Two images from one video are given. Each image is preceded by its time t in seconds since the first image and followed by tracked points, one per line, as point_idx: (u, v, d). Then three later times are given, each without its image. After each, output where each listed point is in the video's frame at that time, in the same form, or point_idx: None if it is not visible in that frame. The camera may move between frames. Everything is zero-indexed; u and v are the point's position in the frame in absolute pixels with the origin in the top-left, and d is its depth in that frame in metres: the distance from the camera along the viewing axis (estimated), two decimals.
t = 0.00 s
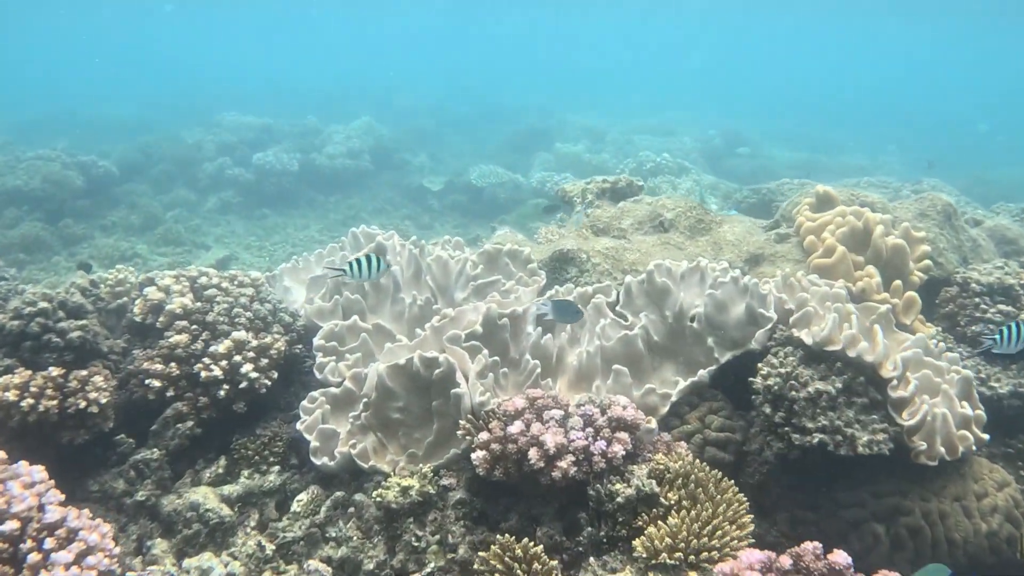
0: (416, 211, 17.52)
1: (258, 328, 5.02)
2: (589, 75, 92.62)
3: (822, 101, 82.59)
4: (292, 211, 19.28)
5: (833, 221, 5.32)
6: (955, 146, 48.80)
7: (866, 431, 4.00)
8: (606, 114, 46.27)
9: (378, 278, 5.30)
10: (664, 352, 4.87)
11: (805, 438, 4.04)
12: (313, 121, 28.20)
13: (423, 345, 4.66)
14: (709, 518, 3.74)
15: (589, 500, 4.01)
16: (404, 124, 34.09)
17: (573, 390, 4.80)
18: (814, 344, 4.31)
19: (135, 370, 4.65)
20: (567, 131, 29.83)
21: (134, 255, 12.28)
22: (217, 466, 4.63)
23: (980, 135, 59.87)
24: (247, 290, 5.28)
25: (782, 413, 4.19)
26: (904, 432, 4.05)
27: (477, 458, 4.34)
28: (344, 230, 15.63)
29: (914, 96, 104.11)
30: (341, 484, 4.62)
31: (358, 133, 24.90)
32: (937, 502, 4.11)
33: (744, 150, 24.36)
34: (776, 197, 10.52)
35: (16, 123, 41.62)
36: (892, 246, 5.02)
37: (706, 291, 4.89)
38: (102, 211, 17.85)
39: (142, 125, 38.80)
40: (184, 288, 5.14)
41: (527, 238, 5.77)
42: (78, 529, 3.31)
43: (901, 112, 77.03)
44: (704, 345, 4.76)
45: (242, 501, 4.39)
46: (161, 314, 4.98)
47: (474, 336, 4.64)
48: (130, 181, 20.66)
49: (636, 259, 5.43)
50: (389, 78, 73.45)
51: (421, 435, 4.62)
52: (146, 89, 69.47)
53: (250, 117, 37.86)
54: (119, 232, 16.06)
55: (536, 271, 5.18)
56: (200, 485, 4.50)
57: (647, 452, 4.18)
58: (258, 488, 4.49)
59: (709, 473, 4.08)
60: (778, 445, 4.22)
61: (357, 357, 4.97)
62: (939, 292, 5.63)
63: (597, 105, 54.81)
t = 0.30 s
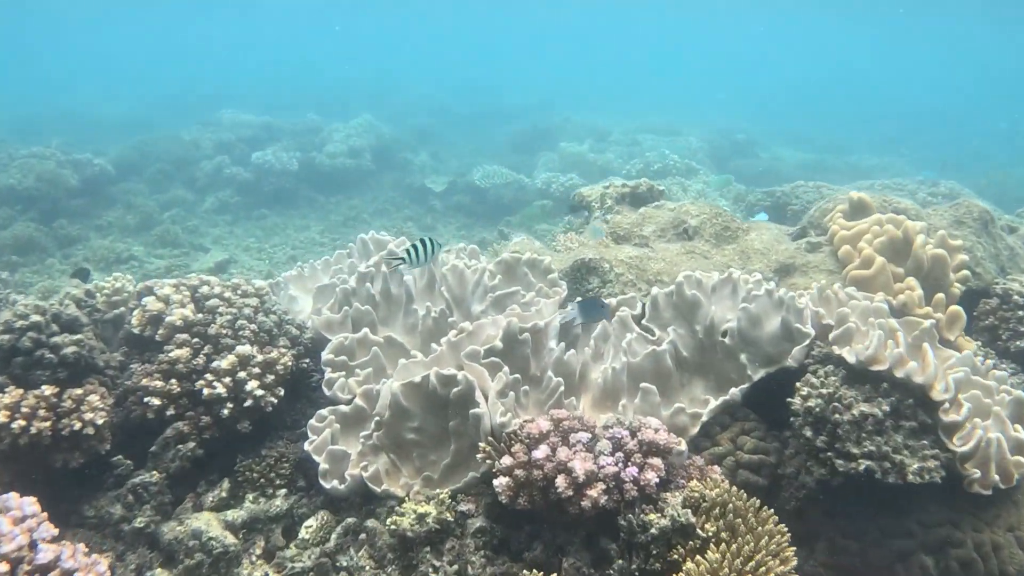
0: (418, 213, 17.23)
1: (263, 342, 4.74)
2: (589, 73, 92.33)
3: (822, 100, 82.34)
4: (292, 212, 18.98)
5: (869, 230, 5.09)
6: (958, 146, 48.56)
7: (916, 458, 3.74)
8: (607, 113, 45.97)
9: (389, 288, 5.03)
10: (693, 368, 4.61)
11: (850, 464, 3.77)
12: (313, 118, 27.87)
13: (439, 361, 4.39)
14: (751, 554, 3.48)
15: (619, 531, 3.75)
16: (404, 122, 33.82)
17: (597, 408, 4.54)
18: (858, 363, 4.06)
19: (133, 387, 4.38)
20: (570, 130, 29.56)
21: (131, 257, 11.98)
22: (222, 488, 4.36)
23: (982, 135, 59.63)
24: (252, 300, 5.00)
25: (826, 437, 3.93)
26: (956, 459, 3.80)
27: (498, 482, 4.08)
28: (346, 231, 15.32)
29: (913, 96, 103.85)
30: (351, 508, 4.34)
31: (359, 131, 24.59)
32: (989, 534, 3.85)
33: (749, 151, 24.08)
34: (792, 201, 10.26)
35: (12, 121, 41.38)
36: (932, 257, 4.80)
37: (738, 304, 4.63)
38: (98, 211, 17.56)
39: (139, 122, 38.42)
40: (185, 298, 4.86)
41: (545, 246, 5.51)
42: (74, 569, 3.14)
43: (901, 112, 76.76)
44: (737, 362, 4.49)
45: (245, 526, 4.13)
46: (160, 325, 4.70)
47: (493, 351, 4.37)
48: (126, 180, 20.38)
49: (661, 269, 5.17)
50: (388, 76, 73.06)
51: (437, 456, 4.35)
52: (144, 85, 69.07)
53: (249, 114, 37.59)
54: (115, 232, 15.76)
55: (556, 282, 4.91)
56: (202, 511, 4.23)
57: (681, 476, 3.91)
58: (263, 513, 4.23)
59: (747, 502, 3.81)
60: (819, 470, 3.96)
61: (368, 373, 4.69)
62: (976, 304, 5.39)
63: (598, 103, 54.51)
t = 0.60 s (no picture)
0: (419, 214, 16.95)
1: (263, 358, 4.47)
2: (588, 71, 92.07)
3: (823, 98, 82.06)
4: (290, 211, 18.69)
5: (901, 242, 4.83)
6: (960, 145, 48.32)
7: (965, 492, 3.57)
8: (608, 111, 45.68)
9: (396, 300, 4.76)
10: (719, 388, 4.35)
11: (894, 497, 3.56)
12: (312, 116, 27.55)
13: (453, 381, 4.14)
14: None
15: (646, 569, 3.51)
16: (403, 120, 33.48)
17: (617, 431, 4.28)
18: (900, 388, 3.83)
19: (122, 407, 4.10)
20: (571, 128, 29.27)
21: (126, 259, 11.68)
22: (218, 516, 4.08)
23: (983, 133, 59.39)
24: (250, 312, 4.73)
25: (868, 466, 3.71)
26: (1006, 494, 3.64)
27: (515, 512, 3.82)
28: (346, 231, 15.03)
29: (913, 94, 103.64)
30: (356, 536, 4.06)
31: (358, 129, 24.28)
32: None
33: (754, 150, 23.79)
34: (805, 204, 10.00)
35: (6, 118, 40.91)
36: (969, 271, 4.50)
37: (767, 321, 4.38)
38: (91, 210, 17.23)
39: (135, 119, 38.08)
40: (180, 310, 4.58)
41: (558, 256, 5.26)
42: None
43: (902, 110, 76.50)
44: (766, 382, 4.23)
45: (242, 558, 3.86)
46: (152, 339, 4.43)
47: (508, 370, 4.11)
48: (121, 178, 20.03)
49: (681, 281, 4.92)
50: (387, 73, 72.73)
51: (448, 482, 4.09)
52: (141, 82, 68.70)
53: (246, 111, 37.17)
54: (111, 231, 15.47)
55: (573, 295, 4.65)
56: (196, 541, 3.96)
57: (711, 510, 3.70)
58: (263, 543, 3.97)
59: (782, 537, 3.57)
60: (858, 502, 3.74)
61: (374, 392, 4.43)
62: (1011, 319, 5.12)
63: (598, 102, 54.12)
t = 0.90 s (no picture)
0: (417, 216, 16.68)
1: (258, 375, 4.18)
2: (584, 71, 91.83)
3: (820, 97, 82.01)
4: (285, 212, 18.38)
5: (931, 253, 4.57)
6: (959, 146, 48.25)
7: (1013, 526, 3.30)
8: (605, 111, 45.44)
9: (400, 314, 4.53)
10: (743, 410, 4.10)
11: (937, 531, 3.32)
12: (307, 115, 27.22)
13: (462, 403, 3.87)
14: None
15: None
16: (399, 119, 33.19)
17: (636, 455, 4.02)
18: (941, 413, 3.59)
19: (106, 428, 3.82)
20: (570, 127, 29.03)
21: (116, 262, 11.35)
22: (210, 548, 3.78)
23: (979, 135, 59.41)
24: (245, 323, 4.44)
25: (908, 496, 3.47)
26: None
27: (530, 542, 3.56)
28: (342, 233, 14.74)
29: (908, 95, 103.83)
30: (357, 567, 3.74)
31: (354, 129, 23.97)
32: None
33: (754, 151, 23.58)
34: (814, 208, 9.77)
35: None
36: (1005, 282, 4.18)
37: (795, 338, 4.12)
38: (80, 210, 16.91)
39: (127, 117, 37.62)
40: (170, 322, 4.28)
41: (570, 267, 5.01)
42: None
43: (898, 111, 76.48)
44: (793, 404, 3.98)
45: None
46: (140, 353, 4.13)
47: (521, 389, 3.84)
48: (111, 178, 19.70)
49: (700, 293, 4.66)
50: (382, 71, 72.34)
51: (456, 509, 3.83)
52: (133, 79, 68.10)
53: (240, 108, 36.78)
54: (100, 233, 15.11)
55: (587, 309, 4.39)
56: (186, 574, 3.69)
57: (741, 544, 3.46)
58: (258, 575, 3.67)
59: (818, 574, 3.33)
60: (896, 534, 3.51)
61: (377, 411, 4.16)
62: None
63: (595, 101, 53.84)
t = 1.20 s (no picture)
0: (415, 222, 16.44)
1: (253, 398, 3.90)
2: (580, 74, 91.84)
3: (815, 102, 82.10)
4: (279, 217, 18.12)
5: (965, 268, 4.30)
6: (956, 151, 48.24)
7: None
8: (602, 114, 45.28)
9: (404, 332, 4.28)
10: (770, 436, 3.85)
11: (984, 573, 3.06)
12: (303, 117, 26.95)
13: (472, 430, 3.60)
14: None
15: None
16: (396, 122, 32.92)
17: (656, 484, 3.77)
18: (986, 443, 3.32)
19: (89, 455, 3.52)
20: (568, 131, 28.79)
21: (106, 269, 11.09)
22: None
23: (976, 141, 59.38)
24: (240, 341, 4.18)
25: (951, 534, 3.20)
26: None
27: None
28: (338, 239, 14.47)
29: (903, 100, 103.94)
30: None
31: (350, 132, 23.72)
32: None
33: (755, 157, 23.37)
34: (824, 216, 9.56)
35: None
36: None
37: (827, 361, 3.86)
38: (70, 214, 16.64)
39: (121, 117, 37.34)
40: (160, 339, 4.00)
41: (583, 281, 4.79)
42: None
43: (894, 116, 76.57)
44: (823, 432, 3.71)
45: None
46: (127, 373, 3.84)
47: (535, 415, 3.57)
48: (101, 181, 19.40)
49: (723, 310, 4.45)
50: (378, 73, 72.17)
51: (465, 543, 3.57)
52: (125, 78, 67.67)
53: (235, 110, 36.49)
54: (89, 238, 14.82)
55: (605, 327, 4.14)
56: None
57: None
58: None
59: None
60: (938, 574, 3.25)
61: (379, 436, 3.90)
62: None
63: (592, 104, 53.62)
